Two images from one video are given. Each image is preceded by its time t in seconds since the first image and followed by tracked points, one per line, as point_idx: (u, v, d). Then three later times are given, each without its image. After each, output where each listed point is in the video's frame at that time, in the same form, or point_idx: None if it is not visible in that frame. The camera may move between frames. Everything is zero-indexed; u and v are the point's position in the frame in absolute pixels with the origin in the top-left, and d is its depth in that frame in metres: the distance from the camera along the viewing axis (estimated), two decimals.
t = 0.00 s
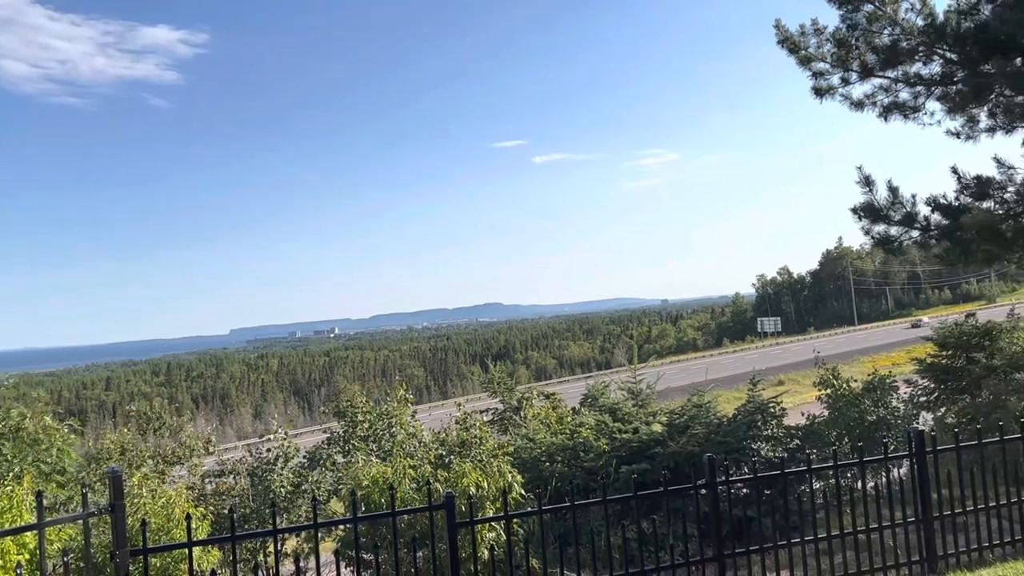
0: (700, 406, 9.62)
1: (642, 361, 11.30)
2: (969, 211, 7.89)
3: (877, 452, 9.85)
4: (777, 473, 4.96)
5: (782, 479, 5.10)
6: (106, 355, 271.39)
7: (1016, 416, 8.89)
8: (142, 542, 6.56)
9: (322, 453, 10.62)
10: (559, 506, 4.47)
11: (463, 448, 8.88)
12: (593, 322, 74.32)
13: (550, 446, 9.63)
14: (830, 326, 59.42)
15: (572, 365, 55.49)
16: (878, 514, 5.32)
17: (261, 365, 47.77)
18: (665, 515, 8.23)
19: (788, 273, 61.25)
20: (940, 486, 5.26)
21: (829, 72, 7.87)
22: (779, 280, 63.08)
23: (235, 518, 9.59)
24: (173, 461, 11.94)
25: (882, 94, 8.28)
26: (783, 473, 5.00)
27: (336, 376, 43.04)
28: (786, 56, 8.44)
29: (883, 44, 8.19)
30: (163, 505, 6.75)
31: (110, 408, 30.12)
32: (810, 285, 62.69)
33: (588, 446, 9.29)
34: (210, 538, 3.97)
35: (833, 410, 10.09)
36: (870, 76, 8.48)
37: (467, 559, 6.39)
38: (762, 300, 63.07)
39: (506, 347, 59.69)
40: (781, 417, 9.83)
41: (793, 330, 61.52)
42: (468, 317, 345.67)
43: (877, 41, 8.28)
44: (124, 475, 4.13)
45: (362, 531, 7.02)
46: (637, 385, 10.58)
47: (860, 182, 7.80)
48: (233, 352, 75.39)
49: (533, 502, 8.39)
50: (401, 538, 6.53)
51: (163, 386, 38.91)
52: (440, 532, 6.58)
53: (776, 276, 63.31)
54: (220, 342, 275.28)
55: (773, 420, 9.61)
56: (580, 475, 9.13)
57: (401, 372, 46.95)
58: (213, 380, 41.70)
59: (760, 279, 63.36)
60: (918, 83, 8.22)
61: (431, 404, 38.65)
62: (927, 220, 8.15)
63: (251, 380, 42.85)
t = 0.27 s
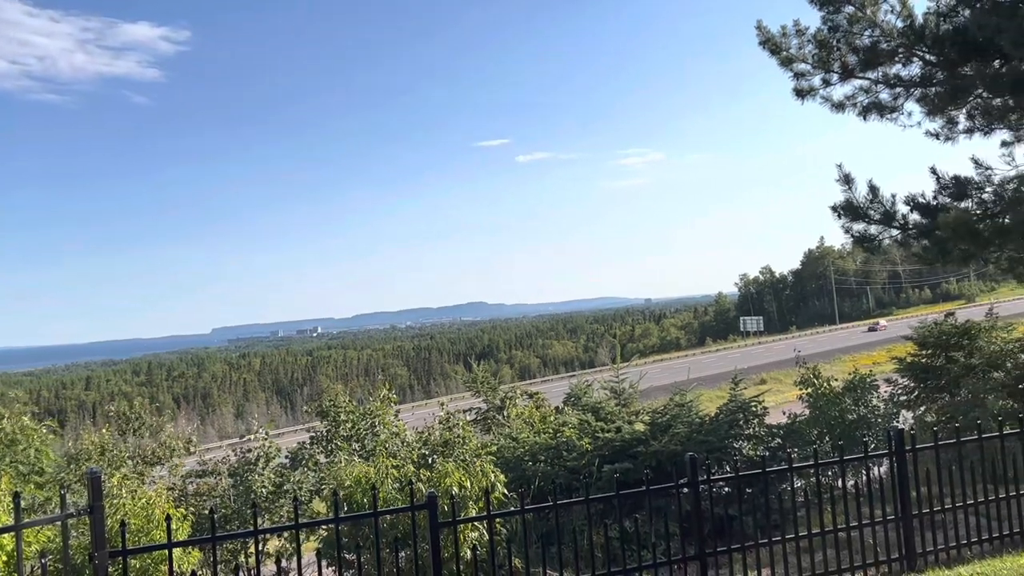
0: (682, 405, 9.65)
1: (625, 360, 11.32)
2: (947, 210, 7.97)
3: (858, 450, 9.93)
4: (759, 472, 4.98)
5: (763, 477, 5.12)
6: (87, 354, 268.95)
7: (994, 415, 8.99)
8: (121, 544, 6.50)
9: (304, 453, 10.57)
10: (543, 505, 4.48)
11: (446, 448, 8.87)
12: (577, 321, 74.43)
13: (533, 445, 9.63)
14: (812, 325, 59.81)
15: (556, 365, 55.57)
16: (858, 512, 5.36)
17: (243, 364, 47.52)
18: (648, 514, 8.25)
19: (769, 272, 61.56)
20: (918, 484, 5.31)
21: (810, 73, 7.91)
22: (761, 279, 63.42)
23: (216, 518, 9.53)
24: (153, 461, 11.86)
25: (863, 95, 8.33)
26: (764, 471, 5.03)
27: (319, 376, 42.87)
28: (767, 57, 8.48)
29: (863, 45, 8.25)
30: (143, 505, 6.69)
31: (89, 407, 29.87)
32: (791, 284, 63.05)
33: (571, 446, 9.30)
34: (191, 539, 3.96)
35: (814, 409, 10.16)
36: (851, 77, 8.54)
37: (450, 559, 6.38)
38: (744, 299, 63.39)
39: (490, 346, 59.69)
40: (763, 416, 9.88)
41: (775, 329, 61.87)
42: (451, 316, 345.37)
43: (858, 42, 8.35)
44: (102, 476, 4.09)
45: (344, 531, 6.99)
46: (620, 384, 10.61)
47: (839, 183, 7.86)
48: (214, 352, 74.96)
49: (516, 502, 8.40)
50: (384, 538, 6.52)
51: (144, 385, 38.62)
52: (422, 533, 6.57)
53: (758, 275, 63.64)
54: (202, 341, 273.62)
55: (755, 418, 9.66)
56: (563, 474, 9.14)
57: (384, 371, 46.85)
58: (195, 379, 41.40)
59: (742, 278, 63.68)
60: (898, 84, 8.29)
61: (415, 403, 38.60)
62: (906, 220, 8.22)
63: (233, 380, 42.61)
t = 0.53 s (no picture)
0: (666, 404, 9.69)
1: (609, 359, 11.35)
2: (928, 210, 8.04)
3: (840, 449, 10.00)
4: (742, 471, 5.00)
5: (746, 476, 5.14)
6: (68, 353, 266.81)
7: (974, 413, 9.08)
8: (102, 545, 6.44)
9: (288, 453, 10.53)
10: (528, 505, 4.48)
11: (430, 448, 8.86)
12: (562, 320, 74.52)
13: (517, 444, 9.63)
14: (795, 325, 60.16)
15: (540, 364, 55.63)
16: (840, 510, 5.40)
17: (227, 364, 47.28)
18: (632, 513, 8.28)
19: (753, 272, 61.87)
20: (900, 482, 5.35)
21: (794, 75, 7.96)
22: (745, 279, 63.74)
23: (198, 518, 9.47)
24: (134, 461, 11.76)
25: (846, 96, 8.39)
26: (748, 470, 5.05)
27: (303, 375, 42.70)
28: (751, 58, 8.52)
29: (846, 47, 8.31)
30: (126, 505, 6.64)
31: (71, 407, 29.64)
32: (775, 284, 63.37)
33: (556, 445, 9.32)
34: (174, 539, 3.95)
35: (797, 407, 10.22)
36: (834, 78, 8.59)
37: (434, 558, 6.38)
38: (728, 299, 63.68)
39: (475, 345, 59.66)
40: (746, 415, 9.93)
41: (759, 328, 62.20)
42: (436, 315, 344.91)
43: (841, 44, 8.40)
44: (83, 475, 4.07)
45: (328, 531, 6.97)
46: (605, 384, 10.64)
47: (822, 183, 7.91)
48: (198, 351, 74.51)
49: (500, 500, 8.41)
50: (368, 538, 6.51)
51: (126, 385, 38.34)
52: (406, 533, 6.56)
53: (742, 275, 63.95)
54: (185, 340, 271.87)
55: (738, 417, 9.71)
56: (548, 473, 9.15)
57: (368, 370, 46.73)
58: (177, 379, 41.11)
59: (726, 277, 63.95)
60: (881, 86, 8.35)
61: (399, 403, 38.53)
62: (888, 219, 8.29)
63: (216, 379, 42.37)
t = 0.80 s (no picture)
0: (653, 403, 9.71)
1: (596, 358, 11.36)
2: (913, 211, 8.09)
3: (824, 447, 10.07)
4: (728, 469, 5.02)
5: (731, 474, 5.16)
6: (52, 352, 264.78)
7: (957, 412, 9.15)
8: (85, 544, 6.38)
9: (273, 451, 10.49)
10: (514, 503, 4.48)
11: (417, 446, 8.85)
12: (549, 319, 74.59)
13: (504, 443, 9.63)
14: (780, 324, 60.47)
15: (527, 363, 55.68)
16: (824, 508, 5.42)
17: (212, 362, 47.06)
18: (618, 511, 8.30)
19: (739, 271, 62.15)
20: (884, 480, 5.39)
21: (779, 76, 8.00)
22: (731, 278, 64.01)
23: (183, 518, 9.39)
24: (118, 461, 11.68)
25: (831, 97, 8.44)
26: (732, 469, 5.07)
27: (289, 374, 42.55)
28: (737, 59, 8.56)
29: (831, 48, 8.36)
30: (109, 504, 6.59)
31: (54, 405, 29.43)
32: (761, 283, 63.63)
33: (542, 443, 9.33)
34: (158, 538, 3.95)
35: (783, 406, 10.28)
36: (820, 79, 8.64)
37: (420, 557, 6.36)
38: (714, 298, 63.93)
39: (462, 344, 59.64)
40: (732, 414, 9.97)
41: (745, 327, 62.48)
42: (423, 314, 344.50)
43: (826, 46, 8.45)
44: (66, 474, 4.04)
45: (314, 530, 6.95)
46: (591, 383, 10.66)
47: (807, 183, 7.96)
48: (183, 350, 74.13)
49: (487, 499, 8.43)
50: (354, 536, 6.49)
51: (110, 383, 38.08)
52: (392, 532, 6.55)
53: (728, 274, 64.22)
54: (170, 339, 270.36)
55: (724, 416, 9.75)
56: (534, 472, 9.15)
57: (355, 369, 46.64)
58: (162, 377, 40.87)
59: (712, 277, 64.17)
60: (866, 86, 8.40)
61: (386, 401, 38.49)
62: (873, 220, 8.34)
63: (202, 378, 42.18)
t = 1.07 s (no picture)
0: (640, 403, 9.73)
1: (584, 358, 11.36)
2: (899, 213, 8.14)
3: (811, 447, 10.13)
4: (715, 469, 5.03)
5: (717, 474, 5.18)
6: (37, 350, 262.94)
7: (942, 412, 9.22)
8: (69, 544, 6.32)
9: (260, 451, 10.43)
10: (503, 503, 4.48)
11: (405, 446, 8.84)
12: (537, 318, 74.62)
13: (492, 443, 9.63)
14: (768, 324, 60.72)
15: (516, 362, 55.67)
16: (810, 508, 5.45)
17: (199, 361, 46.80)
18: (605, 511, 8.32)
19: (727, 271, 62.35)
20: (870, 480, 5.41)
21: (767, 77, 8.03)
22: (719, 278, 64.23)
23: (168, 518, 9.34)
24: (102, 460, 11.59)
25: (818, 99, 8.48)
26: (719, 468, 5.08)
27: (277, 373, 42.42)
28: (726, 60, 8.58)
29: (818, 50, 8.40)
30: (95, 505, 6.54)
31: (39, 404, 29.24)
32: (748, 283, 63.86)
33: (530, 443, 9.33)
34: (143, 538, 3.94)
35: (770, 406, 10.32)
36: (807, 81, 8.68)
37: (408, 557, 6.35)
38: (702, 298, 64.13)
39: (450, 343, 59.58)
40: (719, 414, 10.00)
41: (733, 327, 62.70)
42: (412, 313, 343.99)
43: (813, 47, 8.49)
44: (49, 474, 4.01)
45: (301, 530, 6.92)
46: (579, 383, 10.67)
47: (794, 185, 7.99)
48: (170, 348, 73.75)
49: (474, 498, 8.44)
50: (342, 537, 6.46)
51: (96, 381, 37.86)
52: (379, 532, 6.53)
53: (716, 274, 64.44)
54: (157, 337, 268.93)
55: (711, 416, 9.78)
56: (522, 471, 9.16)
57: (343, 368, 46.52)
58: (149, 376, 40.67)
59: (701, 277, 64.36)
60: (853, 88, 8.45)
61: (375, 401, 38.39)
62: (860, 222, 8.38)
63: (189, 377, 41.95)
